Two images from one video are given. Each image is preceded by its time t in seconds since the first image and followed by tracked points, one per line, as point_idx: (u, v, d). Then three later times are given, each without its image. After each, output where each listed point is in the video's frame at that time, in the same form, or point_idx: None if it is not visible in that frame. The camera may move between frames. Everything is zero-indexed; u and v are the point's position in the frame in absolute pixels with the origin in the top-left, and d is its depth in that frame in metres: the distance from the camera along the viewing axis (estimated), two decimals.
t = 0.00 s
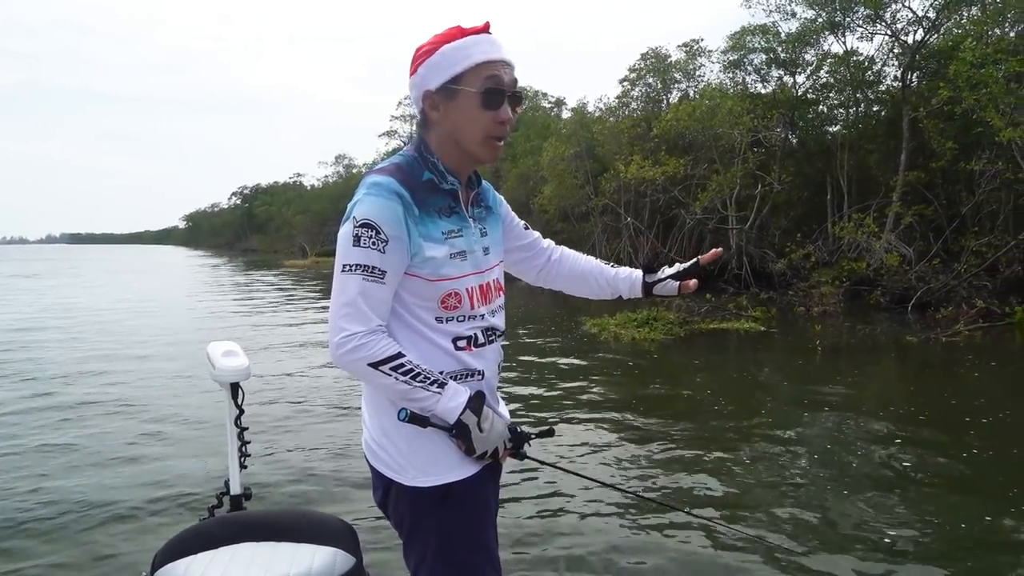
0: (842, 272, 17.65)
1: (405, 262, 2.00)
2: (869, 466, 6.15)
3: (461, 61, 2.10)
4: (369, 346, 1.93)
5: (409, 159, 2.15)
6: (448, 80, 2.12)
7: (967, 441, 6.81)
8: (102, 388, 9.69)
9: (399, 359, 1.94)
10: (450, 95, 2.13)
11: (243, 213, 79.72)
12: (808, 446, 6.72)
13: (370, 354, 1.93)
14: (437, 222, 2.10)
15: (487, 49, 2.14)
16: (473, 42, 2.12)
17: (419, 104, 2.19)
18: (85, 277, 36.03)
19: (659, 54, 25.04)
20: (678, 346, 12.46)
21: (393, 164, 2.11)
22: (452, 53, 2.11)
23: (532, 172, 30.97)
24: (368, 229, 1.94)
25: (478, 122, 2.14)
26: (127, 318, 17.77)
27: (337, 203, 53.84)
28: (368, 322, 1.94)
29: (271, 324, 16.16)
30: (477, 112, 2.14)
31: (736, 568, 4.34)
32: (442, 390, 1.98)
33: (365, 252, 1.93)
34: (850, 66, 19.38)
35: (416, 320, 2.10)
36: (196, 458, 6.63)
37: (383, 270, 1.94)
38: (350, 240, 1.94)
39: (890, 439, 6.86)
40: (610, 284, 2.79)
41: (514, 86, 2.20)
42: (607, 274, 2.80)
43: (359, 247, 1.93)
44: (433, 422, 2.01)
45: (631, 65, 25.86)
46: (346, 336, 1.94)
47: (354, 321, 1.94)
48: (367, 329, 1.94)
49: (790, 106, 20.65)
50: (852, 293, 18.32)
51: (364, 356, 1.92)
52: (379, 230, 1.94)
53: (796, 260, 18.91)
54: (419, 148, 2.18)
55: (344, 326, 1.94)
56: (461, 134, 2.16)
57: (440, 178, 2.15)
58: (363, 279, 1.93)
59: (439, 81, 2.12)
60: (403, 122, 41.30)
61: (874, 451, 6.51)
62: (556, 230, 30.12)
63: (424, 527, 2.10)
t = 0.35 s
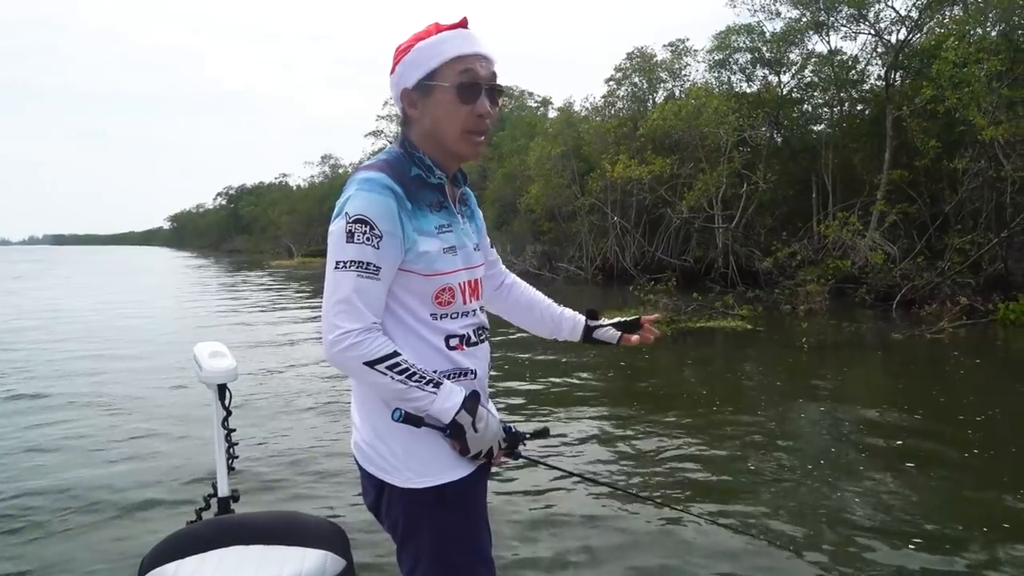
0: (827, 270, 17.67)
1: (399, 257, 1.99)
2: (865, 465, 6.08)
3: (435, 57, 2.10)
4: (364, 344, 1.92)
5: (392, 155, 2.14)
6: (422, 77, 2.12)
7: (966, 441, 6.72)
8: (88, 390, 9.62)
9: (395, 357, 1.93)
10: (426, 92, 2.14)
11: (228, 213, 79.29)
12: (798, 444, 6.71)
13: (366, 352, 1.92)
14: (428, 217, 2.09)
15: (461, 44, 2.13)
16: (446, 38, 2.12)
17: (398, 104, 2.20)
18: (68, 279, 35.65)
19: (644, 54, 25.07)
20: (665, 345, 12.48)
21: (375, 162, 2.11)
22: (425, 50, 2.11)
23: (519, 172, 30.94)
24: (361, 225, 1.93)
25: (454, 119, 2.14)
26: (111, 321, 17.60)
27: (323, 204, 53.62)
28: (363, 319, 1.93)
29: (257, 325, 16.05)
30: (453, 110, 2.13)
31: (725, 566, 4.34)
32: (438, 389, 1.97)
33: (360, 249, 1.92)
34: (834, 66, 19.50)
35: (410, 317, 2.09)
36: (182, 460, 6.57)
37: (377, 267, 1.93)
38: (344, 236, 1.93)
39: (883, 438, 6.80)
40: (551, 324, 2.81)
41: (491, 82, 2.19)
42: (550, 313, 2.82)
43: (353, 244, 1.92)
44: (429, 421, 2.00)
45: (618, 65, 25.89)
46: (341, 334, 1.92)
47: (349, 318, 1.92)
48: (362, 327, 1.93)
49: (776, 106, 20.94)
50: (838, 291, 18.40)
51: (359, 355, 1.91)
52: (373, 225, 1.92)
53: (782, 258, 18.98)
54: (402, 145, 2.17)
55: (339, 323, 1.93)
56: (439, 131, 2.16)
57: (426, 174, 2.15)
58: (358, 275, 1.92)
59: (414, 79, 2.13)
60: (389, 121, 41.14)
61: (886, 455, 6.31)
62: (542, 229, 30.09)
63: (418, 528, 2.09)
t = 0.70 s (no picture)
0: (817, 269, 17.84)
1: (390, 256, 1.99)
2: (861, 465, 6.06)
3: (414, 54, 2.10)
4: (360, 344, 1.91)
5: (374, 152, 2.14)
6: (401, 74, 2.12)
7: (964, 441, 6.68)
8: (76, 392, 9.55)
9: (390, 356, 1.93)
10: (405, 89, 2.13)
11: (217, 213, 78.92)
12: (790, 442, 6.72)
13: (362, 352, 1.91)
14: (417, 214, 2.09)
15: (442, 42, 2.13)
16: (428, 34, 2.12)
17: (380, 100, 2.20)
18: (55, 280, 35.39)
19: (634, 53, 25.09)
20: (655, 344, 12.50)
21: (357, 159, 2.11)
22: (405, 47, 2.11)
23: (509, 171, 30.93)
24: (351, 224, 1.92)
25: (433, 117, 2.14)
26: (99, 322, 17.49)
27: (313, 204, 53.45)
28: (357, 319, 1.92)
29: (247, 326, 15.98)
30: (432, 108, 2.13)
31: (716, 565, 4.34)
32: (434, 388, 1.97)
33: (351, 247, 1.91)
34: (823, 65, 19.56)
35: (401, 315, 2.08)
36: (171, 461, 6.53)
37: (369, 265, 1.92)
38: (334, 235, 1.91)
39: (878, 438, 6.79)
40: (551, 293, 2.95)
41: (471, 80, 2.19)
42: (550, 281, 2.96)
43: (343, 242, 1.91)
44: (425, 420, 2.00)
45: (608, 64, 25.90)
46: (335, 334, 1.91)
47: (343, 318, 1.91)
48: (355, 327, 1.92)
49: (765, 104, 20.87)
50: (827, 290, 18.47)
51: (355, 355, 1.90)
52: (363, 224, 1.92)
53: (772, 257, 19.04)
54: (383, 142, 2.17)
55: (332, 324, 1.92)
56: (419, 128, 2.15)
57: (409, 170, 2.14)
58: (351, 275, 1.91)
59: (394, 75, 2.13)
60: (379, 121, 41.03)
61: (891, 457, 6.24)
62: (533, 229, 30.09)
63: (413, 529, 2.08)
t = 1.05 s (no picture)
0: (806, 268, 17.92)
1: (375, 258, 1.99)
2: (855, 467, 6.04)
3: (458, 61, 2.17)
4: (346, 348, 1.91)
5: (366, 152, 2.12)
6: (450, 79, 2.15)
7: (960, 442, 6.65)
8: (63, 391, 9.47)
9: (376, 358, 1.93)
10: (450, 94, 2.17)
11: (205, 211, 78.52)
12: (782, 442, 6.72)
13: (349, 355, 1.91)
14: (403, 214, 2.09)
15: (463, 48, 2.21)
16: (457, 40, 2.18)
17: (414, 101, 2.13)
18: (41, 279, 35.06)
19: (625, 53, 25.17)
20: (644, 343, 12.53)
21: (352, 161, 2.09)
22: (451, 51, 2.15)
23: (499, 171, 30.93)
24: (335, 227, 1.92)
25: (464, 122, 2.24)
26: (86, 321, 17.35)
27: (302, 203, 53.26)
28: (343, 322, 1.93)
29: (236, 325, 15.91)
30: (466, 113, 2.24)
31: (707, 564, 4.36)
32: (422, 388, 1.98)
33: (335, 251, 1.91)
34: (812, 66, 19.67)
35: (387, 316, 2.08)
36: (158, 461, 6.49)
37: (354, 269, 1.92)
38: (318, 239, 1.91)
39: (871, 439, 6.78)
40: (548, 263, 2.95)
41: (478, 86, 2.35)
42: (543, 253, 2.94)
43: (328, 246, 1.91)
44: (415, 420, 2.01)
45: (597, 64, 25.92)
46: (321, 339, 1.91)
47: (329, 322, 1.91)
48: (341, 330, 1.92)
49: (755, 105, 21.02)
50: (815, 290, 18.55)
51: (341, 359, 1.91)
52: (347, 227, 1.92)
53: (760, 257, 19.12)
54: (370, 143, 2.15)
55: (317, 329, 1.92)
56: (448, 132, 2.21)
57: (402, 170, 2.14)
58: (335, 278, 1.91)
59: (443, 80, 2.14)
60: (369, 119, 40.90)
61: (895, 462, 6.14)
62: (523, 228, 30.10)
63: (404, 528, 2.09)
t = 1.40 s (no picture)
0: (769, 261, 18.15)
1: (366, 250, 1.99)
2: (825, 456, 6.08)
3: (437, 58, 2.20)
4: (341, 340, 1.92)
5: (348, 142, 2.11)
6: (426, 73, 2.17)
7: (927, 432, 6.73)
8: (21, 389, 9.25)
9: (372, 350, 1.95)
10: (427, 87, 2.19)
11: (166, 205, 77.18)
12: (750, 432, 6.77)
13: (344, 347, 1.92)
14: (386, 207, 2.09)
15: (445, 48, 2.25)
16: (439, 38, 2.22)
17: (391, 92, 2.15)
18: None
19: (591, 47, 25.28)
20: (611, 336, 12.62)
21: (337, 151, 2.08)
22: (428, 46, 2.17)
23: (466, 164, 30.83)
24: (331, 220, 1.91)
25: (440, 120, 2.27)
26: (42, 317, 16.94)
27: (266, 196, 52.61)
28: (338, 315, 1.93)
29: (199, 320, 15.66)
30: (443, 111, 2.27)
31: (678, 549, 4.43)
32: (411, 380, 2.02)
33: (331, 243, 1.90)
34: (776, 61, 19.93)
35: (372, 309, 2.08)
36: (122, 459, 6.38)
37: (349, 261, 1.93)
38: (314, 231, 1.90)
39: (840, 429, 6.83)
40: (512, 220, 3.17)
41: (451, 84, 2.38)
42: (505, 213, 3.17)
43: (323, 239, 1.90)
44: (404, 411, 2.04)
45: (564, 58, 25.97)
46: (317, 332, 1.91)
47: (324, 315, 1.91)
48: (337, 322, 1.92)
49: (720, 99, 21.21)
50: (779, 282, 18.80)
51: (338, 351, 1.91)
52: (343, 220, 1.92)
53: (725, 250, 19.32)
54: (351, 134, 2.15)
55: (312, 322, 1.91)
56: (423, 128, 2.24)
57: (382, 162, 2.15)
58: (332, 271, 1.91)
59: (419, 73, 2.16)
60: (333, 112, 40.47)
61: (872, 454, 6.14)
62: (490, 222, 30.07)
63: (385, 519, 2.09)
